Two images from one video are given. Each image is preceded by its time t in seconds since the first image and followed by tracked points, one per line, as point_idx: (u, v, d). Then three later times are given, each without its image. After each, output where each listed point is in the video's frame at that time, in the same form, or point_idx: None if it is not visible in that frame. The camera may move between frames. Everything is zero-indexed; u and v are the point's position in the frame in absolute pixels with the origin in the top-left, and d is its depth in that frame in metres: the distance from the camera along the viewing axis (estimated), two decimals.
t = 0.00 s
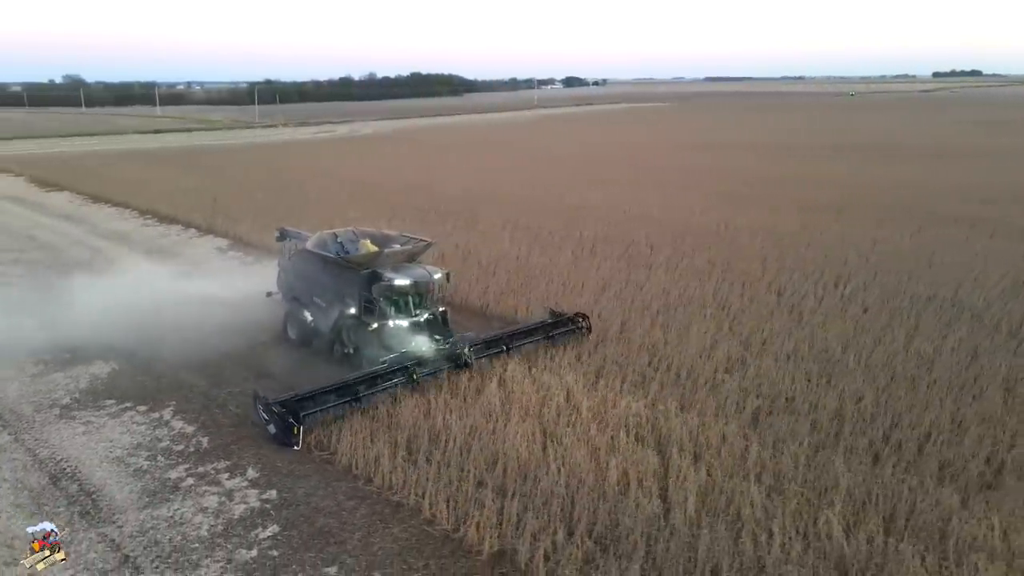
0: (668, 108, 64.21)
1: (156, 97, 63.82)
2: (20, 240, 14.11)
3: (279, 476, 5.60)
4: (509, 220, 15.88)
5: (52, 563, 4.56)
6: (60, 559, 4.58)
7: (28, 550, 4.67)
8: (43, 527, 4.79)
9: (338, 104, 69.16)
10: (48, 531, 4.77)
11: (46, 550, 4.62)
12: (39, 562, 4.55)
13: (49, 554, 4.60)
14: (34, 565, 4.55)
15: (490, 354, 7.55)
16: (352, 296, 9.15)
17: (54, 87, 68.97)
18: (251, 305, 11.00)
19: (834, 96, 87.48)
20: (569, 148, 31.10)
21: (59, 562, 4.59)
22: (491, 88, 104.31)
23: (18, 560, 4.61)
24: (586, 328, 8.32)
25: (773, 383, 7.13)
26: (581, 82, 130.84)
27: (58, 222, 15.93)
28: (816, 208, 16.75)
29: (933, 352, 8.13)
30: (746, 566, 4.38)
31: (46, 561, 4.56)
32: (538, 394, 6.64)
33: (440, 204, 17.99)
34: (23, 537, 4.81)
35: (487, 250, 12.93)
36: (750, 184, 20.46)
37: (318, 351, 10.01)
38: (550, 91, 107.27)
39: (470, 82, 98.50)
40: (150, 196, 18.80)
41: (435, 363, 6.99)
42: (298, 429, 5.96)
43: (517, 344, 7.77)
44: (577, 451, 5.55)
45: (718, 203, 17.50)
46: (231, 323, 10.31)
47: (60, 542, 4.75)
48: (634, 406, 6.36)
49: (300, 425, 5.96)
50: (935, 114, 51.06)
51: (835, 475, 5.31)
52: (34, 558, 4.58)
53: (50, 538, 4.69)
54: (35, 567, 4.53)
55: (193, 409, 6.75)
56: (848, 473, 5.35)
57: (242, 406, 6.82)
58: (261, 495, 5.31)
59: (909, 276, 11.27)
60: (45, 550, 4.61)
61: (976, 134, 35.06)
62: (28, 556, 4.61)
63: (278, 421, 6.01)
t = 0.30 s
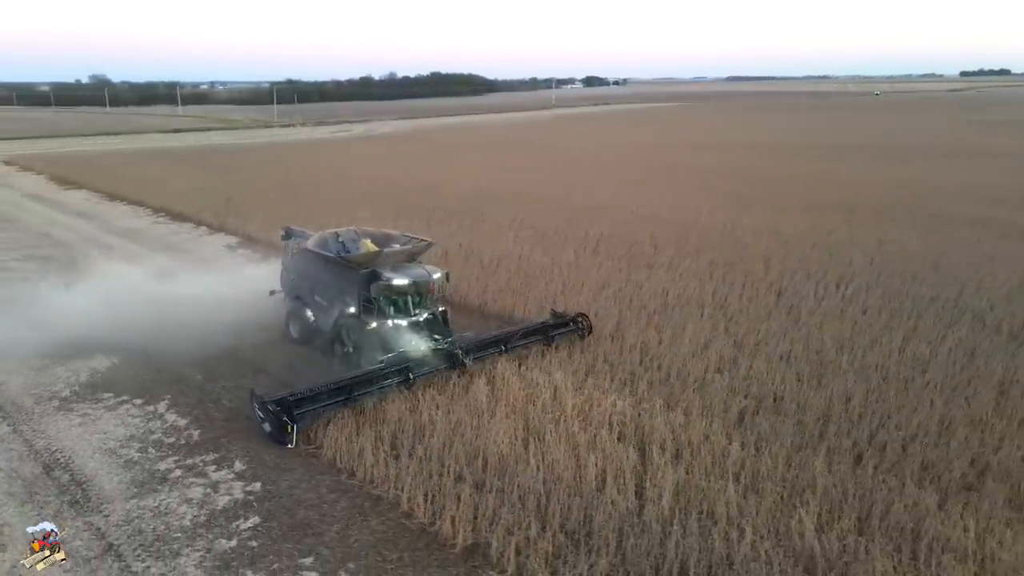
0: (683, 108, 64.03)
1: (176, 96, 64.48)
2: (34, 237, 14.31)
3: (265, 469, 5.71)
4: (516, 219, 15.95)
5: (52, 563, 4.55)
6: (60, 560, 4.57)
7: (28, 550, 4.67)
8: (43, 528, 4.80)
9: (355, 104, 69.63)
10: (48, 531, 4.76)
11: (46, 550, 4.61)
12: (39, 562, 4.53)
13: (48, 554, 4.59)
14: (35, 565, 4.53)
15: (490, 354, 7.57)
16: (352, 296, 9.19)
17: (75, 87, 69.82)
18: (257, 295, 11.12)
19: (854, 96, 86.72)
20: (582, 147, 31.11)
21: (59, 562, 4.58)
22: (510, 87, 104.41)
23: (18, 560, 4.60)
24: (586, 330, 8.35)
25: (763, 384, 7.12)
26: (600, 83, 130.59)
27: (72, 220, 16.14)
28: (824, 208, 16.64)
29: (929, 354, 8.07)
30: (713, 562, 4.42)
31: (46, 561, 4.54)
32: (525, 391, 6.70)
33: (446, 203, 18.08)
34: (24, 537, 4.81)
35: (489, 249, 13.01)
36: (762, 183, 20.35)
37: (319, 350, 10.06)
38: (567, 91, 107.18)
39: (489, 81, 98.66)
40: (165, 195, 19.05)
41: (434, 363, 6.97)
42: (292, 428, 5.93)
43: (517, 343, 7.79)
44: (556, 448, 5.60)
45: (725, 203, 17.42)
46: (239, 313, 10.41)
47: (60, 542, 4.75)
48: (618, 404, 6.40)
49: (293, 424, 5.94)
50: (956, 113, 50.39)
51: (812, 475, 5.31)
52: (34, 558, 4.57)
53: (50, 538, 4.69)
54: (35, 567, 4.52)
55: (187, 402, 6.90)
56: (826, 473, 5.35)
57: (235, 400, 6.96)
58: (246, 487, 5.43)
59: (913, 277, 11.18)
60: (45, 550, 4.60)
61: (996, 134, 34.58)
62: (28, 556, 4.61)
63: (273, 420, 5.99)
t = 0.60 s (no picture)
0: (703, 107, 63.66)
1: (200, 95, 65.26)
2: (53, 235, 14.57)
3: (256, 461, 5.83)
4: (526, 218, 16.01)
5: (52, 563, 4.55)
6: (60, 560, 4.58)
7: (28, 550, 4.68)
8: (43, 527, 4.81)
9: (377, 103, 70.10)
10: (48, 531, 4.78)
11: (46, 550, 4.62)
12: (39, 562, 4.55)
13: (48, 554, 4.60)
14: (35, 565, 4.55)
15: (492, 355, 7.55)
16: (355, 295, 9.19)
17: (103, 87, 70.91)
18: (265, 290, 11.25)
19: (880, 97, 85.62)
20: (598, 146, 31.11)
21: (59, 562, 4.59)
22: (531, 85, 104.45)
23: (18, 561, 4.61)
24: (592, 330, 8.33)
25: (757, 384, 7.11)
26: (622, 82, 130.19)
27: (91, 218, 16.40)
28: (836, 208, 16.49)
29: (931, 356, 7.97)
30: (686, 560, 4.45)
31: (45, 561, 4.55)
32: (516, 389, 6.75)
33: (458, 202, 18.15)
34: (24, 537, 4.83)
35: (496, 247, 13.10)
36: (776, 183, 20.22)
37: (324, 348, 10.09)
38: (589, 90, 106.96)
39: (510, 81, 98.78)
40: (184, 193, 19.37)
41: (434, 363, 6.99)
42: (290, 426, 6.02)
43: (520, 344, 7.78)
44: (540, 444, 5.66)
45: (738, 204, 17.30)
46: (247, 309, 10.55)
47: (60, 542, 4.76)
48: (608, 402, 6.43)
49: (292, 423, 6.03)
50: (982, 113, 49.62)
51: (794, 475, 5.31)
52: (34, 558, 4.58)
53: (50, 538, 4.70)
54: (35, 567, 4.53)
55: (187, 395, 7.06)
56: (809, 474, 5.34)
57: (234, 394, 7.11)
58: (236, 478, 5.55)
59: (922, 279, 11.06)
60: (45, 550, 4.61)
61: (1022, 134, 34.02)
62: (28, 556, 4.62)
63: (271, 417, 6.07)
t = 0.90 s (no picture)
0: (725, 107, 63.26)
1: (226, 95, 66.03)
2: (73, 233, 14.80)
3: (252, 453, 5.97)
4: (537, 217, 16.06)
5: (52, 563, 4.55)
6: (60, 559, 4.58)
7: (28, 550, 4.67)
8: (43, 527, 4.79)
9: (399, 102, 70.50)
10: (48, 531, 4.75)
11: (46, 550, 4.61)
12: (39, 562, 4.54)
13: (48, 554, 4.59)
14: (34, 565, 4.54)
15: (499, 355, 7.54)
16: (361, 294, 9.21)
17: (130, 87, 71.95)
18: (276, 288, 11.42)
19: (907, 97, 84.50)
20: (615, 146, 31.10)
21: (58, 562, 4.58)
22: (554, 84, 104.47)
23: (18, 560, 4.60)
24: (599, 332, 8.31)
25: (753, 385, 7.11)
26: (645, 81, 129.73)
27: (110, 216, 16.65)
28: (851, 210, 16.33)
29: (934, 359, 7.90)
30: (664, 555, 4.48)
31: (45, 561, 4.55)
32: (510, 386, 6.83)
33: (471, 202, 18.22)
34: (25, 536, 4.82)
35: (504, 246, 13.20)
36: (792, 183, 20.09)
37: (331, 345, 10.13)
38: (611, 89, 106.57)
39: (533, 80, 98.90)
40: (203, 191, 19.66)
41: (435, 362, 7.00)
42: (291, 424, 6.03)
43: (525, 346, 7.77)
44: (528, 440, 5.73)
45: (752, 205, 17.16)
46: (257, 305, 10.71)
47: (60, 542, 4.73)
48: (598, 400, 6.49)
49: (293, 420, 6.04)
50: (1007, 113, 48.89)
51: (780, 475, 5.32)
52: (34, 558, 4.58)
53: (50, 538, 4.68)
54: (35, 567, 4.52)
55: (190, 388, 7.23)
56: (795, 474, 5.34)
57: (235, 387, 7.27)
58: (231, 469, 5.69)
59: (931, 281, 10.96)
60: (45, 550, 4.60)
61: None
62: (28, 556, 4.61)
63: (273, 415, 6.08)
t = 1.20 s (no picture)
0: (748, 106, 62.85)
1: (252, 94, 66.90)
2: (96, 230, 15.05)
3: (249, 446, 6.11)
4: (550, 217, 16.08)
5: (52, 563, 4.56)
6: (60, 559, 4.59)
7: (28, 550, 4.67)
8: (43, 527, 4.80)
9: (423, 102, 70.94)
10: (48, 531, 4.76)
11: (46, 550, 4.62)
12: (39, 562, 4.55)
13: (48, 554, 4.61)
14: (34, 565, 4.55)
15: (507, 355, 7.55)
16: (368, 294, 9.19)
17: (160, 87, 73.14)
18: (291, 282, 11.51)
19: (937, 98, 83.22)
20: (634, 146, 31.03)
21: (58, 562, 4.59)
22: (577, 84, 104.32)
23: (18, 560, 4.61)
24: (608, 333, 8.26)
25: (751, 386, 7.08)
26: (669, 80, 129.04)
27: (132, 214, 16.93)
28: (868, 211, 16.13)
29: (939, 362, 7.80)
30: (643, 551, 4.51)
31: (45, 561, 4.56)
32: (506, 385, 6.90)
33: (485, 202, 18.29)
34: (25, 536, 4.82)
35: (515, 246, 13.25)
36: (810, 184, 19.92)
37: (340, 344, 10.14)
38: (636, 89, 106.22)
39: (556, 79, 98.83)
40: (224, 189, 19.93)
41: (439, 361, 7.00)
42: (293, 422, 6.12)
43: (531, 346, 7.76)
44: (518, 437, 5.78)
45: (768, 206, 17.01)
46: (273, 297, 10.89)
47: (60, 542, 4.74)
48: (592, 398, 6.53)
49: (296, 418, 6.13)
50: None
51: (767, 476, 5.32)
52: (34, 558, 4.59)
53: (50, 538, 4.69)
54: (35, 567, 4.54)
55: (195, 381, 7.41)
56: (783, 475, 5.33)
57: (240, 382, 7.41)
58: (228, 461, 5.83)
59: (947, 284, 10.80)
60: (45, 550, 4.62)
61: None
62: (28, 556, 4.62)
63: (276, 412, 6.18)
